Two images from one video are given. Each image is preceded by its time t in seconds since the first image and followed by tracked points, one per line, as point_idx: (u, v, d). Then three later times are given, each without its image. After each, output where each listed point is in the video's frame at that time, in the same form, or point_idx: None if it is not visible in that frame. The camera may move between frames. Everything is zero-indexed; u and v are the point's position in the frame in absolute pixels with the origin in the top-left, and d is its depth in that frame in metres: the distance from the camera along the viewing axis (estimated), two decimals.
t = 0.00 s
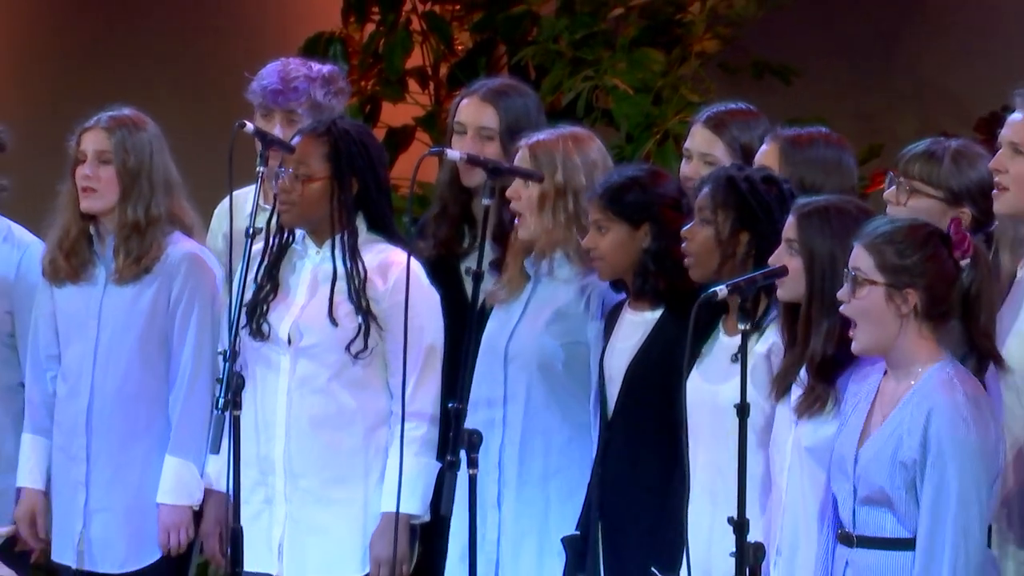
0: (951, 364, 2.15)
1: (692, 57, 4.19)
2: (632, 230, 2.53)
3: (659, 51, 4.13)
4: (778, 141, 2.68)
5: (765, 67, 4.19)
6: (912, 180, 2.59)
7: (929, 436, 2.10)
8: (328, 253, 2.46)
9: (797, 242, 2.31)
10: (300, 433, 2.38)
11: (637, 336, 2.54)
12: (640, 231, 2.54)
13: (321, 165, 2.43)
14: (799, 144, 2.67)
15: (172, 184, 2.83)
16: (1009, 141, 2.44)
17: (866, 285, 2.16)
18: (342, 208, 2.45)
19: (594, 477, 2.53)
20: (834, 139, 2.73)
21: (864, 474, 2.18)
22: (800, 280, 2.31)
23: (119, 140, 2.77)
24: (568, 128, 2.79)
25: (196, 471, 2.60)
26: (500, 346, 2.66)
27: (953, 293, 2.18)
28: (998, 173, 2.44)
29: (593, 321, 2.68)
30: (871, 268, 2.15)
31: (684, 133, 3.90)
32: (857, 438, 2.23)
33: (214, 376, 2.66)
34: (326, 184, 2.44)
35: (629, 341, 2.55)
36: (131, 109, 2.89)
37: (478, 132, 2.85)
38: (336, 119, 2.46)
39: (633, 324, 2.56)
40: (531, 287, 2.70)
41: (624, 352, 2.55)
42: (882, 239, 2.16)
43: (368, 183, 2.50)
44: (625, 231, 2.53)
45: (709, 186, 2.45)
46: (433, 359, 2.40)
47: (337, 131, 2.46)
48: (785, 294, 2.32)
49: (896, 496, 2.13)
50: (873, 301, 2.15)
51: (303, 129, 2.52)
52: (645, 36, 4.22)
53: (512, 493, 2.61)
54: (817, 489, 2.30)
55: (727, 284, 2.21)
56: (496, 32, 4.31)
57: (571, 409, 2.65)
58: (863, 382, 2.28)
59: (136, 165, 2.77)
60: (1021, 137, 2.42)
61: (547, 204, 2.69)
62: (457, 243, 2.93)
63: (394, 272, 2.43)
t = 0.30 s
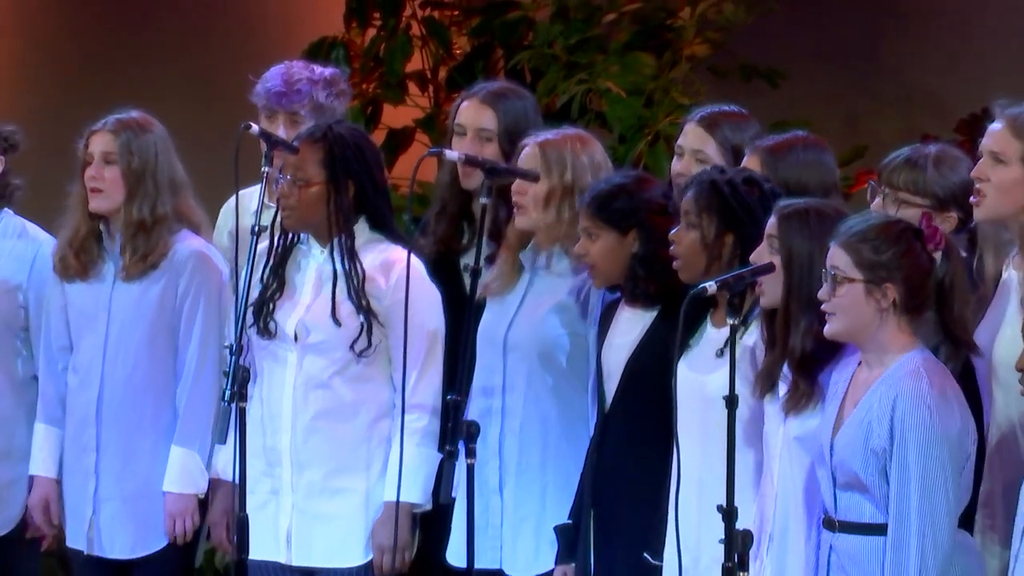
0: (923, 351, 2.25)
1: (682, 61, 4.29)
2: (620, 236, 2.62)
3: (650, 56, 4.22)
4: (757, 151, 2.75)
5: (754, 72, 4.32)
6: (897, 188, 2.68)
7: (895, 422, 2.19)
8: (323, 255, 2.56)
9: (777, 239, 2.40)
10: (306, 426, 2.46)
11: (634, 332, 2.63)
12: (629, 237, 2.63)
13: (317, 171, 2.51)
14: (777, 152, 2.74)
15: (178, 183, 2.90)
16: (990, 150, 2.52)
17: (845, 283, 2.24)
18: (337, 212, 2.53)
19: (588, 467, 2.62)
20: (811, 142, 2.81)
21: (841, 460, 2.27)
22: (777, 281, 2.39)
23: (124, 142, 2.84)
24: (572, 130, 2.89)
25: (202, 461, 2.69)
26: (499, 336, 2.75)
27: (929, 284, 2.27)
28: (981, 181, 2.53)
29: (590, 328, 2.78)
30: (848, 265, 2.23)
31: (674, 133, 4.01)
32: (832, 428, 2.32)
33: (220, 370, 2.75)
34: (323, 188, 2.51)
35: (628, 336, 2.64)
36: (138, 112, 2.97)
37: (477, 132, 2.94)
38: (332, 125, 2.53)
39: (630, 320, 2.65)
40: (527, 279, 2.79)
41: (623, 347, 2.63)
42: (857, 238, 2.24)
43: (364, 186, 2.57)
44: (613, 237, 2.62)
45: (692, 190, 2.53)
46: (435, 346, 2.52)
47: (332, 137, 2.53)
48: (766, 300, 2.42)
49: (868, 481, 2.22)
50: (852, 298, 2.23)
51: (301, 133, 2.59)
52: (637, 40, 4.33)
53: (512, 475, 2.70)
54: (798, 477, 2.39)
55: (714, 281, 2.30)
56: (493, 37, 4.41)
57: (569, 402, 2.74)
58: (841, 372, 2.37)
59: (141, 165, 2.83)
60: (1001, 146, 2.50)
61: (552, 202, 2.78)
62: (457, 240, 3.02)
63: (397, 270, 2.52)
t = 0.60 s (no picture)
0: (902, 351, 2.35)
1: (672, 63, 4.35)
2: (616, 230, 2.70)
3: (642, 57, 4.30)
4: (753, 145, 2.84)
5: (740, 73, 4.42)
6: (879, 181, 2.77)
7: (885, 423, 2.29)
8: (324, 243, 2.66)
9: (771, 237, 2.48)
10: (309, 412, 2.56)
11: (627, 324, 2.71)
12: (623, 231, 2.71)
13: (319, 171, 2.59)
14: (774, 146, 2.83)
15: (184, 179, 2.98)
16: (968, 145, 2.65)
17: (824, 290, 2.32)
18: (340, 209, 2.61)
19: (584, 456, 2.70)
20: (805, 138, 2.89)
21: (828, 460, 2.35)
22: (775, 273, 2.48)
23: (130, 142, 2.92)
24: (562, 128, 2.97)
25: (208, 449, 2.79)
26: (496, 331, 2.84)
27: (900, 282, 2.37)
28: (960, 175, 2.66)
29: (587, 319, 2.87)
30: (826, 273, 2.32)
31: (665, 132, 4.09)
32: (813, 427, 2.40)
33: (226, 361, 2.83)
34: (327, 186, 2.60)
35: (621, 327, 2.72)
36: (145, 113, 3.05)
37: (473, 126, 3.03)
38: (331, 124, 2.61)
39: (624, 312, 2.73)
40: (524, 274, 2.88)
41: (616, 337, 2.72)
42: (830, 245, 2.33)
43: (365, 181, 2.65)
44: (609, 232, 2.71)
45: (681, 184, 2.62)
46: (436, 339, 2.61)
47: (333, 136, 2.60)
48: (758, 290, 2.50)
49: (859, 478, 2.31)
50: (833, 304, 2.32)
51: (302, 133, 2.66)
52: (628, 44, 4.39)
53: (510, 461, 2.80)
54: (780, 462, 2.48)
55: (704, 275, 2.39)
56: (489, 39, 4.49)
57: (567, 391, 2.83)
58: (815, 376, 2.45)
59: (147, 164, 2.92)
60: (980, 142, 2.63)
61: (551, 201, 2.87)
62: (456, 237, 3.11)
63: (402, 265, 2.61)
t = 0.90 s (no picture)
0: (887, 337, 2.45)
1: (662, 65, 4.46)
2: (608, 223, 2.80)
3: (633, 60, 4.38)
4: (738, 140, 2.94)
5: (728, 74, 4.52)
6: (859, 177, 2.86)
7: (870, 403, 2.37)
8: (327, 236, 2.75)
9: (760, 232, 2.57)
10: (310, 402, 2.65)
11: (616, 316, 2.81)
12: (615, 224, 2.81)
13: (327, 162, 2.69)
14: (757, 141, 2.93)
15: (192, 177, 3.07)
16: (948, 138, 2.76)
17: (815, 277, 2.41)
18: (345, 202, 2.70)
19: (579, 445, 2.80)
20: (788, 137, 2.99)
21: (813, 441, 2.44)
22: (763, 268, 2.58)
23: (142, 141, 3.01)
24: (554, 128, 3.06)
25: (215, 439, 2.87)
26: (495, 325, 2.93)
27: (888, 267, 2.47)
28: (940, 168, 2.77)
29: (582, 312, 2.96)
30: (816, 260, 2.41)
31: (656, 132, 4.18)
32: (802, 408, 2.49)
33: (231, 353, 2.93)
34: (334, 177, 2.69)
35: (610, 320, 2.82)
36: (154, 112, 3.14)
37: (472, 125, 3.12)
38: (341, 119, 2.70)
39: (613, 305, 2.83)
40: (521, 269, 2.98)
41: (604, 330, 2.82)
42: (820, 233, 2.42)
43: (371, 174, 2.74)
44: (602, 224, 2.80)
45: (665, 180, 2.70)
46: (433, 329, 2.71)
47: (341, 131, 2.70)
48: (748, 285, 2.60)
49: (843, 459, 2.40)
50: (824, 290, 2.41)
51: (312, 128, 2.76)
52: (621, 44, 4.50)
53: (511, 453, 2.88)
54: (765, 450, 2.57)
55: (694, 269, 2.48)
56: (486, 41, 4.58)
57: (564, 386, 2.92)
58: (801, 357, 2.54)
59: (158, 162, 3.01)
60: (959, 136, 2.74)
61: (548, 196, 2.96)
62: (456, 233, 3.20)
63: (399, 259, 2.71)
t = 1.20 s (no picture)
0: (873, 329, 2.54)
1: (653, 67, 4.55)
2: (598, 224, 2.89)
3: (625, 62, 4.48)
4: (722, 145, 3.01)
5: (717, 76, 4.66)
6: (847, 178, 2.95)
7: (855, 392, 2.46)
8: (331, 237, 2.83)
9: (752, 231, 2.66)
10: (313, 394, 2.74)
11: (609, 312, 2.90)
12: (605, 224, 2.90)
13: (331, 162, 2.77)
14: (740, 144, 3.00)
15: (197, 176, 3.16)
16: (930, 144, 2.84)
17: (807, 272, 2.50)
18: (349, 200, 2.81)
19: (571, 435, 2.88)
20: (772, 137, 3.07)
21: (799, 430, 2.53)
22: (755, 263, 2.65)
23: (149, 141, 3.10)
24: (546, 128, 3.15)
25: (223, 429, 2.97)
26: (489, 319, 3.03)
27: (876, 261, 2.56)
28: (925, 172, 2.84)
29: (573, 307, 3.06)
30: (807, 256, 2.49)
31: (647, 131, 4.28)
32: (791, 397, 2.58)
33: (238, 346, 3.02)
34: (337, 179, 2.79)
35: (603, 316, 2.91)
36: (159, 113, 3.22)
37: (466, 125, 3.22)
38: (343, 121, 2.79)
39: (608, 300, 2.92)
40: (514, 265, 3.06)
41: (598, 325, 2.91)
42: (810, 230, 2.50)
43: (373, 174, 2.84)
44: (592, 225, 2.89)
45: (649, 184, 2.79)
46: (431, 322, 2.80)
47: (344, 131, 2.79)
48: (738, 276, 2.67)
49: (828, 447, 2.49)
50: (814, 285, 2.50)
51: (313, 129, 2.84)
52: (613, 47, 4.63)
53: (503, 443, 2.98)
54: (754, 441, 2.67)
55: (685, 264, 2.57)
56: (483, 44, 4.66)
57: (555, 374, 3.02)
58: (794, 348, 2.63)
59: (164, 162, 3.09)
60: (941, 141, 2.82)
61: (536, 196, 3.05)
62: (456, 228, 3.29)
63: (396, 255, 2.80)
